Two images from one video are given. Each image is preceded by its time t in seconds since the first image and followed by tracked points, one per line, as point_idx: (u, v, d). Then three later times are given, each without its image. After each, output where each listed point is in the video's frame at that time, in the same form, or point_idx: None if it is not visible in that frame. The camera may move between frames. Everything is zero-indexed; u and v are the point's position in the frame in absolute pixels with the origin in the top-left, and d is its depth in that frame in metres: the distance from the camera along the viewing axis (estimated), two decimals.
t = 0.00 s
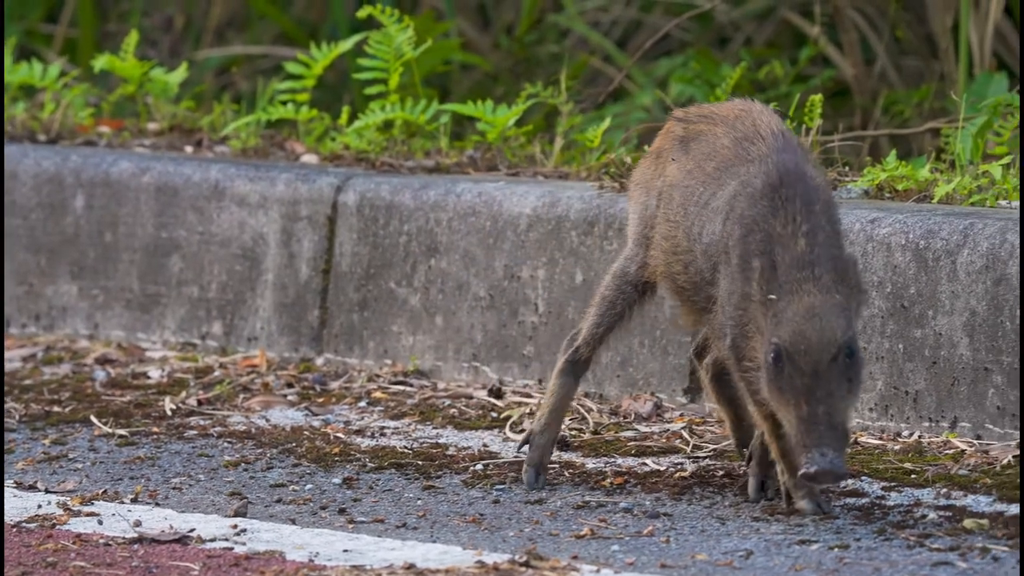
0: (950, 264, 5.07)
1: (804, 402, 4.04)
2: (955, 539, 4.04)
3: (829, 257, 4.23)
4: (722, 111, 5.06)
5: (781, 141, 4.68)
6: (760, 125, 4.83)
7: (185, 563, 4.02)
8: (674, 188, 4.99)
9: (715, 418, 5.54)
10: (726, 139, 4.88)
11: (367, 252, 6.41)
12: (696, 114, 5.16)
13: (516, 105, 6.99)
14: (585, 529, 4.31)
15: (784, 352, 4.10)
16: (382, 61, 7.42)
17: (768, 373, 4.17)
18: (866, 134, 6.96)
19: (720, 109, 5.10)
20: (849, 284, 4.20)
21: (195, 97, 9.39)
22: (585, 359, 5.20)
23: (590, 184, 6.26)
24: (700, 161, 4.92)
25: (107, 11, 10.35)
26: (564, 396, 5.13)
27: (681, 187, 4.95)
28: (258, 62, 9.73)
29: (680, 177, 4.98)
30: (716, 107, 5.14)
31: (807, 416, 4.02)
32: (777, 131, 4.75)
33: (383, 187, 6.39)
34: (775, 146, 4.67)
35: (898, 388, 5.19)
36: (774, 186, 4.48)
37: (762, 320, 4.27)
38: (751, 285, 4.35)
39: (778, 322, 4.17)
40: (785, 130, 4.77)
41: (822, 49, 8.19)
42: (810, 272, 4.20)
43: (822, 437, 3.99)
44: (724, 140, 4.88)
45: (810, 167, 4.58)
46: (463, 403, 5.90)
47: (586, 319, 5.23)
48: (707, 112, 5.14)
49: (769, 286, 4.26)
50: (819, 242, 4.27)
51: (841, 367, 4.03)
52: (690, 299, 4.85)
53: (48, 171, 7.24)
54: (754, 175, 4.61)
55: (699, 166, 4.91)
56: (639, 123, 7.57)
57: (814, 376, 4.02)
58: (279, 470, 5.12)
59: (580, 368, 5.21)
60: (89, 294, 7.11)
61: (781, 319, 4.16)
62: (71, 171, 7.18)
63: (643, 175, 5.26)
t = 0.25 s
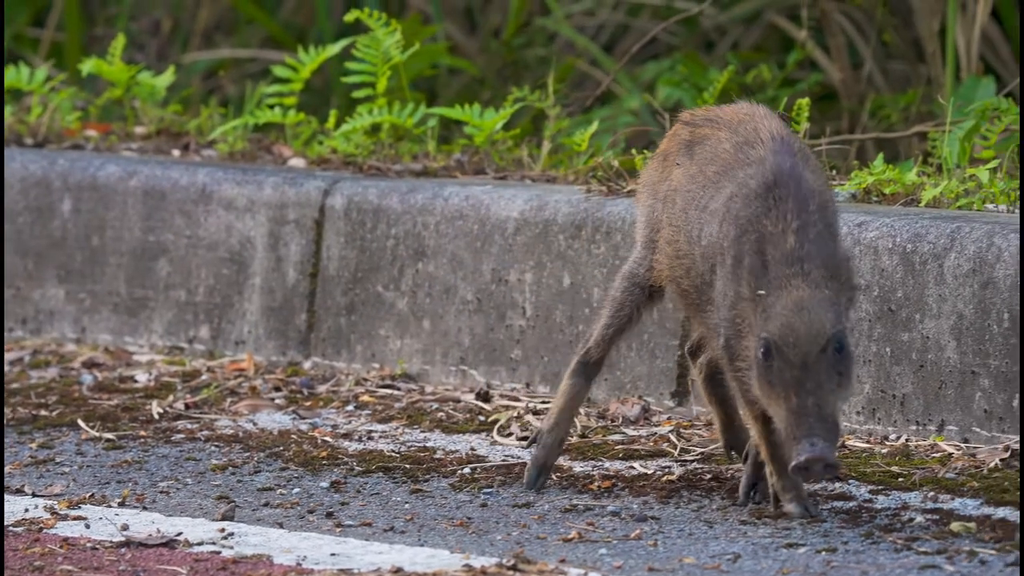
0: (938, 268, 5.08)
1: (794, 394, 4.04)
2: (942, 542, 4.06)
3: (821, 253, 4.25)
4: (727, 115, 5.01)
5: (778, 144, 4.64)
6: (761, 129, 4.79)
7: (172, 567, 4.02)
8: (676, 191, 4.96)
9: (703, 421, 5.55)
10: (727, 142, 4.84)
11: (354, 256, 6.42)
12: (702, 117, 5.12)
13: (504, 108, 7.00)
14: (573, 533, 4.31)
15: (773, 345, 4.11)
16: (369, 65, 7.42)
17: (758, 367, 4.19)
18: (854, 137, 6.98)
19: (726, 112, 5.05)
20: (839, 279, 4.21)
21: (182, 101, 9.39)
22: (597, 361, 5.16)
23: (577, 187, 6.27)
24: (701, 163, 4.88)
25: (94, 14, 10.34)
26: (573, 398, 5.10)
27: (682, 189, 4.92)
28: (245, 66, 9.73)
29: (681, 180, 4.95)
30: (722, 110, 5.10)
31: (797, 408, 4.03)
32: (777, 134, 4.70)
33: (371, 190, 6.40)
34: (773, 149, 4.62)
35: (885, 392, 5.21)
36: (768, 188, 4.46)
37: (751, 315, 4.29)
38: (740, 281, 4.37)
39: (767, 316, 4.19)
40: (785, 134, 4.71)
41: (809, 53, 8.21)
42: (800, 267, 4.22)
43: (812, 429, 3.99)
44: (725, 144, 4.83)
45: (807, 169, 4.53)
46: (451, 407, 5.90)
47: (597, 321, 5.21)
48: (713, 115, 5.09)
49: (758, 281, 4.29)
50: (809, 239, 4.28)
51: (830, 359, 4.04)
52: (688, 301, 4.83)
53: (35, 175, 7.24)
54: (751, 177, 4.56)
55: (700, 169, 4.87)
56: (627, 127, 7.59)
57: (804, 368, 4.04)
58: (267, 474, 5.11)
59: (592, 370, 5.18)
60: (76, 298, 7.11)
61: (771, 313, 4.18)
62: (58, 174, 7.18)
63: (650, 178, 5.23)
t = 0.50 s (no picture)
0: (926, 271, 5.10)
1: (786, 387, 4.05)
2: (931, 545, 4.06)
3: (812, 251, 4.26)
4: (729, 117, 4.97)
5: (777, 147, 4.61)
6: (760, 132, 4.75)
7: (161, 571, 4.01)
8: (676, 194, 4.95)
9: (692, 425, 5.56)
10: (727, 146, 4.81)
11: (343, 260, 6.41)
12: (704, 118, 5.09)
13: (492, 112, 7.00)
14: (562, 536, 4.31)
15: (764, 341, 4.12)
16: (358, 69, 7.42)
17: (749, 364, 4.20)
18: (842, 141, 6.99)
19: (728, 113, 5.01)
20: (830, 278, 4.24)
21: (170, 105, 9.38)
22: (615, 359, 5.24)
23: (566, 191, 6.27)
24: (701, 166, 4.86)
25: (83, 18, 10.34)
26: (592, 395, 5.17)
27: (681, 192, 4.92)
28: (234, 70, 9.73)
29: (681, 183, 4.95)
30: (724, 111, 5.06)
31: (788, 401, 4.03)
32: (775, 139, 4.66)
33: (359, 194, 6.39)
34: (771, 153, 4.59)
35: (873, 395, 5.22)
36: (763, 191, 4.44)
37: (743, 313, 4.31)
38: (732, 280, 4.38)
39: (759, 312, 4.20)
40: (784, 138, 4.67)
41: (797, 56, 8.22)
42: (793, 265, 4.23)
43: (804, 421, 3.99)
44: (725, 148, 4.80)
45: (804, 173, 4.50)
46: (440, 410, 5.90)
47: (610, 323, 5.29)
48: (715, 116, 5.06)
49: (750, 279, 4.31)
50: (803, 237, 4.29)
51: (821, 354, 4.05)
52: (688, 302, 4.84)
53: (23, 178, 7.23)
54: (748, 181, 4.54)
55: (700, 172, 4.85)
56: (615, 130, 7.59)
57: (795, 361, 4.05)
58: (255, 478, 5.11)
59: (610, 369, 5.25)
60: (64, 302, 7.11)
61: (762, 309, 4.20)
62: (46, 178, 7.18)
63: (654, 179, 5.22)
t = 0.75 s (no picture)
0: (915, 274, 5.11)
1: (778, 383, 4.07)
2: (919, 548, 4.07)
3: (805, 250, 4.28)
4: (725, 119, 4.97)
5: (770, 151, 4.61)
6: (754, 135, 4.75)
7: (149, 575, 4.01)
8: (672, 197, 4.95)
9: (681, 429, 5.56)
10: (721, 149, 4.81)
11: (332, 264, 6.41)
12: (700, 120, 5.08)
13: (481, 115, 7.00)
14: (551, 540, 4.32)
15: (757, 337, 4.14)
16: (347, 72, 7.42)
17: (742, 361, 4.21)
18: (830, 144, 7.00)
19: (724, 116, 5.01)
20: (824, 276, 4.24)
21: (158, 108, 9.37)
22: (634, 356, 5.22)
23: (555, 195, 6.28)
24: (697, 169, 4.86)
25: (71, 22, 10.33)
26: (615, 393, 5.15)
27: (677, 195, 4.92)
28: (223, 73, 9.72)
29: (677, 186, 4.95)
30: (721, 113, 5.06)
31: (781, 396, 4.06)
32: (769, 143, 4.66)
33: (348, 198, 6.39)
34: (764, 157, 4.59)
35: (862, 399, 5.22)
36: (754, 194, 4.44)
37: (735, 312, 4.31)
38: (724, 279, 4.38)
39: (751, 309, 4.22)
40: (778, 142, 4.67)
41: (785, 60, 8.24)
42: (786, 264, 4.25)
43: (796, 415, 4.01)
44: (720, 151, 4.80)
45: (796, 175, 4.50)
46: (429, 414, 5.90)
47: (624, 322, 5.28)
48: (711, 118, 5.06)
49: (741, 277, 4.31)
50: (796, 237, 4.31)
51: (814, 350, 4.08)
52: (683, 305, 4.85)
53: (11, 182, 7.22)
54: (740, 184, 4.54)
55: (695, 175, 4.85)
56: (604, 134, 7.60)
57: (788, 357, 4.07)
58: (244, 482, 5.11)
59: (631, 365, 5.23)
60: (52, 306, 7.10)
61: (754, 305, 4.21)
62: (34, 182, 7.18)
63: (651, 181, 5.22)
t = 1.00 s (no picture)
0: (904, 278, 5.12)
1: (774, 377, 4.07)
2: (909, 552, 4.07)
3: (797, 248, 4.29)
4: (718, 122, 4.97)
5: (760, 153, 4.61)
6: (745, 137, 4.75)
7: None
8: (667, 201, 4.96)
9: (671, 433, 5.57)
10: (712, 152, 4.81)
11: (322, 268, 6.41)
12: (696, 122, 5.08)
13: (471, 119, 7.00)
14: (541, 544, 4.32)
15: (749, 334, 4.15)
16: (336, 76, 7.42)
17: (735, 360, 4.22)
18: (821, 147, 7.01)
19: (719, 118, 5.00)
20: (816, 274, 4.25)
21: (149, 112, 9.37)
22: (652, 351, 5.25)
23: (545, 199, 6.28)
24: (690, 172, 4.86)
25: (61, 26, 10.32)
26: (641, 394, 5.22)
27: (671, 199, 4.92)
28: (213, 77, 9.72)
29: (671, 189, 4.95)
30: (717, 115, 5.05)
31: (776, 390, 4.06)
32: (760, 145, 4.65)
33: (338, 202, 6.40)
34: (754, 158, 4.59)
35: (852, 403, 5.23)
36: (744, 196, 4.45)
37: (728, 312, 4.32)
38: (717, 280, 4.39)
39: (744, 307, 4.23)
40: (770, 144, 4.66)
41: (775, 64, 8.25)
42: (778, 262, 4.26)
43: (791, 409, 4.01)
44: (712, 154, 4.80)
45: (788, 175, 4.50)
46: (420, 418, 5.90)
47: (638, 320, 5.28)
48: (706, 120, 5.05)
49: (734, 277, 4.32)
50: (788, 235, 4.31)
51: (807, 346, 4.09)
52: (680, 308, 4.85)
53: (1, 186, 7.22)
54: (731, 187, 4.54)
55: (688, 178, 4.85)
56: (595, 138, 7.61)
57: (781, 353, 4.08)
58: (234, 486, 5.11)
59: (652, 361, 5.26)
60: (42, 310, 7.10)
61: (747, 303, 4.22)
62: (24, 186, 7.17)
63: (649, 184, 5.23)
